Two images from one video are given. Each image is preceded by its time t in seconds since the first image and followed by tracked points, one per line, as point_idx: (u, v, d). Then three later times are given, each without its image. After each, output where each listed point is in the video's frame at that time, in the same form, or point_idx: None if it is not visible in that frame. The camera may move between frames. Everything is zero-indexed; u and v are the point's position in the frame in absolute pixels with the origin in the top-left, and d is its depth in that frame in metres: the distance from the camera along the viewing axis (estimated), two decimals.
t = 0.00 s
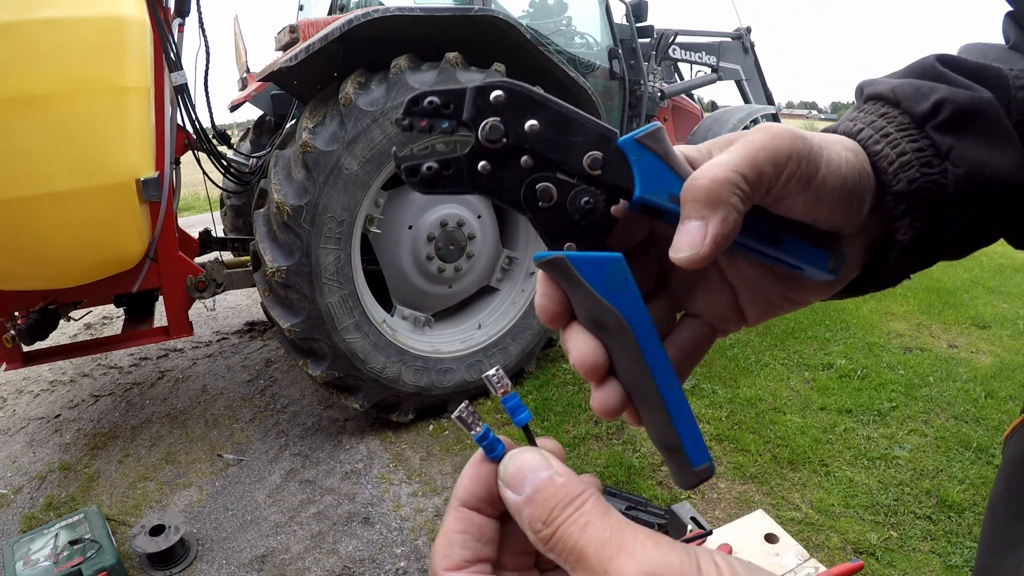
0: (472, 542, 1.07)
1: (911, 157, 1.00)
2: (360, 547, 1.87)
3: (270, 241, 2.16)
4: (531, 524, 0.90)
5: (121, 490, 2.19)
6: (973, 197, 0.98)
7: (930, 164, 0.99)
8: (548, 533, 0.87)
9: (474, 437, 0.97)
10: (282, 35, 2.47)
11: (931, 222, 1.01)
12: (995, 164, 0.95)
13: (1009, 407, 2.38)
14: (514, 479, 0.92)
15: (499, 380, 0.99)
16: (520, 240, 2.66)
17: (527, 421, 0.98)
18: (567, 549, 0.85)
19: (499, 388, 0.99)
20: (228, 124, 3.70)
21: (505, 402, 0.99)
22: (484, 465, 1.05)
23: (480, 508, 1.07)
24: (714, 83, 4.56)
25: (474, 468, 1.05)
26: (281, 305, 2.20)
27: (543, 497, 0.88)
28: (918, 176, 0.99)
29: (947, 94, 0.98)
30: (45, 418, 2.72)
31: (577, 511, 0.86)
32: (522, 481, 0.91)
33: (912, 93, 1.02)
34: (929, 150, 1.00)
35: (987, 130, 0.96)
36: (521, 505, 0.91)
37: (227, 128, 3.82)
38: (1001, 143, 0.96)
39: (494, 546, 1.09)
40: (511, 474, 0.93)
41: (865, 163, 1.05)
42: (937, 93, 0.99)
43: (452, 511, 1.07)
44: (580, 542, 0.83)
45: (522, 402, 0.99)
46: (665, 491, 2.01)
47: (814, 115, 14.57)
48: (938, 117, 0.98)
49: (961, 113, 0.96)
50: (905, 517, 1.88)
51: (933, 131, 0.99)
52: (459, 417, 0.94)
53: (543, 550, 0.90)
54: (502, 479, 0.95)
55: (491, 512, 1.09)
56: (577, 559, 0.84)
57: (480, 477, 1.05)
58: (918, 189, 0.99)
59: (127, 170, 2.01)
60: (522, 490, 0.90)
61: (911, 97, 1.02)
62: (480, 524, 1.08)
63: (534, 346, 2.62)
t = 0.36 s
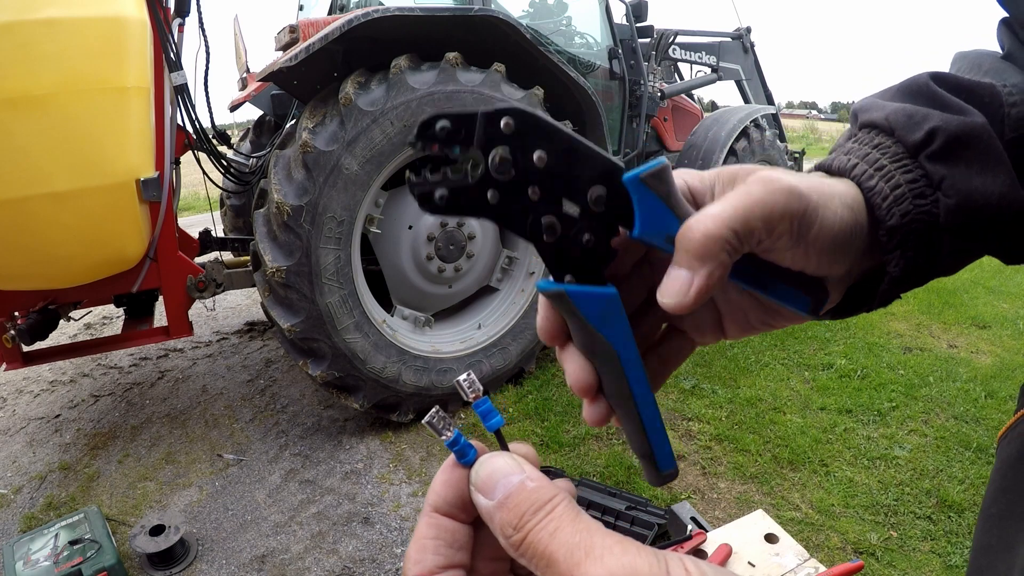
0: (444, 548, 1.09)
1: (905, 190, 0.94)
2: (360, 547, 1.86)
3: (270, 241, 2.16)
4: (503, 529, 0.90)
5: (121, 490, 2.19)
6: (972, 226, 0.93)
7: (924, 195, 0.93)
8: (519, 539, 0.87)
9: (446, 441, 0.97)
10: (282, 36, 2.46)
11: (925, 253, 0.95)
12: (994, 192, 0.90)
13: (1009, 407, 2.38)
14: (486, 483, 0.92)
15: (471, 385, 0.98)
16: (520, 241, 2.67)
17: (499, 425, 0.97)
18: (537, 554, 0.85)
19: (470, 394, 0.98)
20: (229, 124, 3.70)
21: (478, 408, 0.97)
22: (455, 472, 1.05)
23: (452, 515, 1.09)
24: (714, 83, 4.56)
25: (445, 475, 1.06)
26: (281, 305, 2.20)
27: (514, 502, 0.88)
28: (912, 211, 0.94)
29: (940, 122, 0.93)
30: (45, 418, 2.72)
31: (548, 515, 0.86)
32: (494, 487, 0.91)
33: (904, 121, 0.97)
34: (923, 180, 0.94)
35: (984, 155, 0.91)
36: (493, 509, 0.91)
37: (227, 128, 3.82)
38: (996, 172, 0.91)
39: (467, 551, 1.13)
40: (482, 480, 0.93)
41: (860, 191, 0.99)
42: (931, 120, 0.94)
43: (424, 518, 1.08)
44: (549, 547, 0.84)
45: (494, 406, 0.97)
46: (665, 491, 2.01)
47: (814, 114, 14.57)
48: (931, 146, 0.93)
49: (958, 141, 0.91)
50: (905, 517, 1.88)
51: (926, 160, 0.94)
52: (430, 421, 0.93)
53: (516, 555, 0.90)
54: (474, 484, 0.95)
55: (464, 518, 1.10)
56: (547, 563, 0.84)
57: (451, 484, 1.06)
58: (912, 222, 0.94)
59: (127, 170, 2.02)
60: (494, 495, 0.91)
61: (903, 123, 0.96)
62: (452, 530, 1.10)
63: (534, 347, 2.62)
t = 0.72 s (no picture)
0: (463, 530, 1.04)
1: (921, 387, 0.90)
2: (360, 547, 1.87)
3: (270, 241, 2.16)
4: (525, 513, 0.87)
5: (121, 490, 2.19)
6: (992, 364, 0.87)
7: (907, 468, 0.96)
8: (543, 523, 0.85)
9: (470, 423, 0.95)
10: (282, 36, 2.46)
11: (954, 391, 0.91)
12: (960, 450, 0.93)
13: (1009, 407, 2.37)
14: (510, 466, 0.90)
15: (498, 365, 0.96)
16: (520, 240, 2.67)
17: (525, 409, 0.95)
18: (562, 538, 0.83)
19: (499, 372, 0.95)
20: (228, 124, 3.70)
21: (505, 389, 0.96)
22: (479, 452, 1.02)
23: (474, 497, 1.05)
24: (714, 83, 4.56)
25: (469, 454, 1.03)
26: (281, 305, 2.19)
27: (540, 485, 0.86)
28: (903, 480, 0.97)
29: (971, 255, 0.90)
30: (45, 418, 2.72)
31: (574, 499, 0.84)
32: (518, 471, 0.89)
33: (879, 417, 0.97)
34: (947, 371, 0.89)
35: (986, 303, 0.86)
36: (516, 493, 0.88)
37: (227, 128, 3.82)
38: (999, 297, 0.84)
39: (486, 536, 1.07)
40: (506, 462, 0.91)
41: (852, 485, 1.00)
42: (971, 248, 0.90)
43: (446, 498, 1.03)
44: (576, 530, 0.82)
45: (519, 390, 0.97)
46: (664, 491, 2.01)
47: (814, 114, 14.56)
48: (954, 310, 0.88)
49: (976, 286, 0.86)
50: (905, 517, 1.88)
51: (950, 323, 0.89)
52: (459, 397, 0.90)
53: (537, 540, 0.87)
54: (497, 467, 0.92)
55: (485, 501, 1.06)
56: (573, 547, 0.82)
57: (475, 465, 1.02)
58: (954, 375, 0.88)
59: (127, 170, 2.02)
60: (517, 477, 0.88)
61: (880, 423, 0.96)
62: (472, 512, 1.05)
63: (534, 347, 2.62)
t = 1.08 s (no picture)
0: (532, 448, 0.94)
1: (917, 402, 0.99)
2: (360, 547, 1.87)
3: (270, 241, 2.16)
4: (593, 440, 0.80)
5: (121, 490, 2.19)
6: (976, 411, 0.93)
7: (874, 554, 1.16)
8: (610, 449, 0.78)
9: (551, 346, 0.93)
10: (282, 36, 2.46)
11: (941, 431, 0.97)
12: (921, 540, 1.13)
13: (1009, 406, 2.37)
14: (583, 395, 0.84)
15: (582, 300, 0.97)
16: (520, 240, 2.67)
17: (601, 344, 0.97)
18: (629, 463, 0.76)
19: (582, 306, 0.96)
20: (228, 124, 3.70)
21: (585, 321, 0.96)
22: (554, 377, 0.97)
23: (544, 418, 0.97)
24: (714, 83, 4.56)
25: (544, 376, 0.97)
26: (281, 305, 2.19)
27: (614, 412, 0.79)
28: (873, 561, 1.16)
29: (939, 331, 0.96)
30: (45, 418, 2.72)
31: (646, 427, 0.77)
32: (593, 397, 0.83)
33: (847, 514, 1.18)
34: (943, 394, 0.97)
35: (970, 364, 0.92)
36: (587, 420, 0.82)
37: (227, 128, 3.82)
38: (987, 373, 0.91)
39: (548, 462, 0.97)
40: (579, 391, 0.85)
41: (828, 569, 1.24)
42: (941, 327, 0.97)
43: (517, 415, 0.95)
44: (645, 457, 0.75)
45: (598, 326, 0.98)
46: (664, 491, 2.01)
47: (814, 114, 14.54)
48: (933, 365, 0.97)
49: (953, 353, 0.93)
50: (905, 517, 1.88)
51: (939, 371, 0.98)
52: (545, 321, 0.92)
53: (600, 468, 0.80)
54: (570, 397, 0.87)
55: (552, 427, 0.98)
56: (639, 473, 0.75)
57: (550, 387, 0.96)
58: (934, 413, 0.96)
59: (127, 170, 2.02)
60: (589, 406, 0.82)
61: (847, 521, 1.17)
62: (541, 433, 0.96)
63: (534, 347, 2.62)
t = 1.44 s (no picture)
0: (546, 403, 0.93)
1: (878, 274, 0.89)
2: (360, 547, 1.87)
3: (270, 241, 2.16)
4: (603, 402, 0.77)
5: (121, 490, 2.19)
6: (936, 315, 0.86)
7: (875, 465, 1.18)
8: (619, 410, 0.75)
9: (572, 312, 0.97)
10: (282, 36, 2.46)
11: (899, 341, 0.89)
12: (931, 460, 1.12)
13: (1009, 406, 2.37)
14: (598, 359, 0.82)
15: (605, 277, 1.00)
16: (520, 240, 2.67)
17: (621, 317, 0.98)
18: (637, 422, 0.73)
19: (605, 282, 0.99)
20: (229, 124, 3.70)
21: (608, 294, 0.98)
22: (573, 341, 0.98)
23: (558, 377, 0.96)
24: (714, 83, 4.56)
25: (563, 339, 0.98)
26: (281, 305, 2.20)
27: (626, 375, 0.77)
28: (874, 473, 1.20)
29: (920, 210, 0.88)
30: (45, 418, 2.72)
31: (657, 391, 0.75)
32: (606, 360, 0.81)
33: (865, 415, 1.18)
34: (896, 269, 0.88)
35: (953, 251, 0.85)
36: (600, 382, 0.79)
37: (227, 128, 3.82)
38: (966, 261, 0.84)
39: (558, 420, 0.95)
40: (594, 356, 0.83)
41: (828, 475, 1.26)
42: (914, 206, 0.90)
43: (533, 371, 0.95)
44: (654, 417, 0.72)
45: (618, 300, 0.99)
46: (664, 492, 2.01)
47: (814, 114, 14.53)
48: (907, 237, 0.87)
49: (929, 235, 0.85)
50: (905, 517, 1.88)
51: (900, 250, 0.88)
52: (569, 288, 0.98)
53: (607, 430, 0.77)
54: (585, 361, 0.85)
55: (564, 388, 0.97)
56: (646, 432, 0.72)
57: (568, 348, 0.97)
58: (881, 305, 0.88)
59: (127, 171, 2.02)
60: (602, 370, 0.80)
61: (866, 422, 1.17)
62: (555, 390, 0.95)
63: (534, 347, 2.62)
